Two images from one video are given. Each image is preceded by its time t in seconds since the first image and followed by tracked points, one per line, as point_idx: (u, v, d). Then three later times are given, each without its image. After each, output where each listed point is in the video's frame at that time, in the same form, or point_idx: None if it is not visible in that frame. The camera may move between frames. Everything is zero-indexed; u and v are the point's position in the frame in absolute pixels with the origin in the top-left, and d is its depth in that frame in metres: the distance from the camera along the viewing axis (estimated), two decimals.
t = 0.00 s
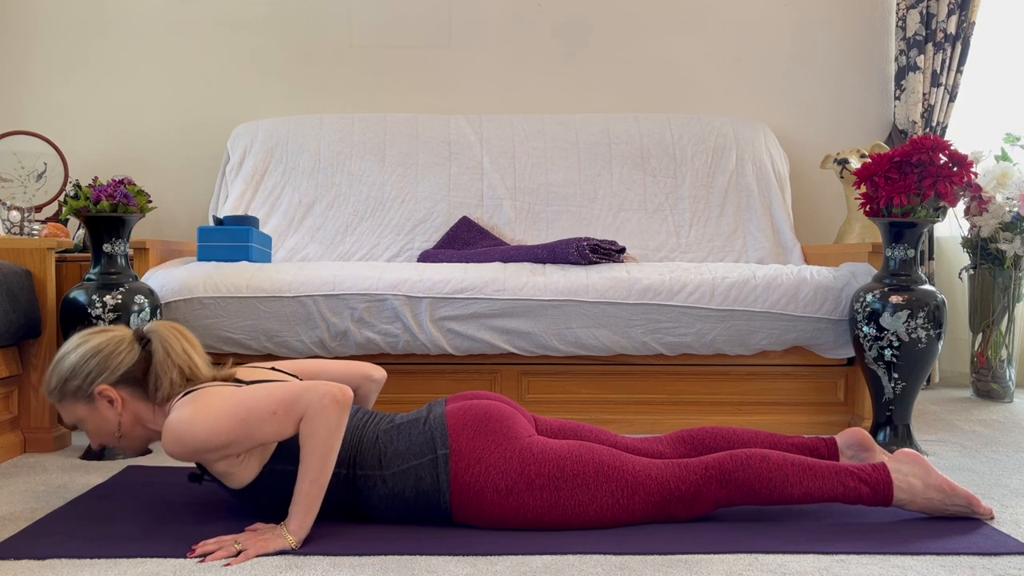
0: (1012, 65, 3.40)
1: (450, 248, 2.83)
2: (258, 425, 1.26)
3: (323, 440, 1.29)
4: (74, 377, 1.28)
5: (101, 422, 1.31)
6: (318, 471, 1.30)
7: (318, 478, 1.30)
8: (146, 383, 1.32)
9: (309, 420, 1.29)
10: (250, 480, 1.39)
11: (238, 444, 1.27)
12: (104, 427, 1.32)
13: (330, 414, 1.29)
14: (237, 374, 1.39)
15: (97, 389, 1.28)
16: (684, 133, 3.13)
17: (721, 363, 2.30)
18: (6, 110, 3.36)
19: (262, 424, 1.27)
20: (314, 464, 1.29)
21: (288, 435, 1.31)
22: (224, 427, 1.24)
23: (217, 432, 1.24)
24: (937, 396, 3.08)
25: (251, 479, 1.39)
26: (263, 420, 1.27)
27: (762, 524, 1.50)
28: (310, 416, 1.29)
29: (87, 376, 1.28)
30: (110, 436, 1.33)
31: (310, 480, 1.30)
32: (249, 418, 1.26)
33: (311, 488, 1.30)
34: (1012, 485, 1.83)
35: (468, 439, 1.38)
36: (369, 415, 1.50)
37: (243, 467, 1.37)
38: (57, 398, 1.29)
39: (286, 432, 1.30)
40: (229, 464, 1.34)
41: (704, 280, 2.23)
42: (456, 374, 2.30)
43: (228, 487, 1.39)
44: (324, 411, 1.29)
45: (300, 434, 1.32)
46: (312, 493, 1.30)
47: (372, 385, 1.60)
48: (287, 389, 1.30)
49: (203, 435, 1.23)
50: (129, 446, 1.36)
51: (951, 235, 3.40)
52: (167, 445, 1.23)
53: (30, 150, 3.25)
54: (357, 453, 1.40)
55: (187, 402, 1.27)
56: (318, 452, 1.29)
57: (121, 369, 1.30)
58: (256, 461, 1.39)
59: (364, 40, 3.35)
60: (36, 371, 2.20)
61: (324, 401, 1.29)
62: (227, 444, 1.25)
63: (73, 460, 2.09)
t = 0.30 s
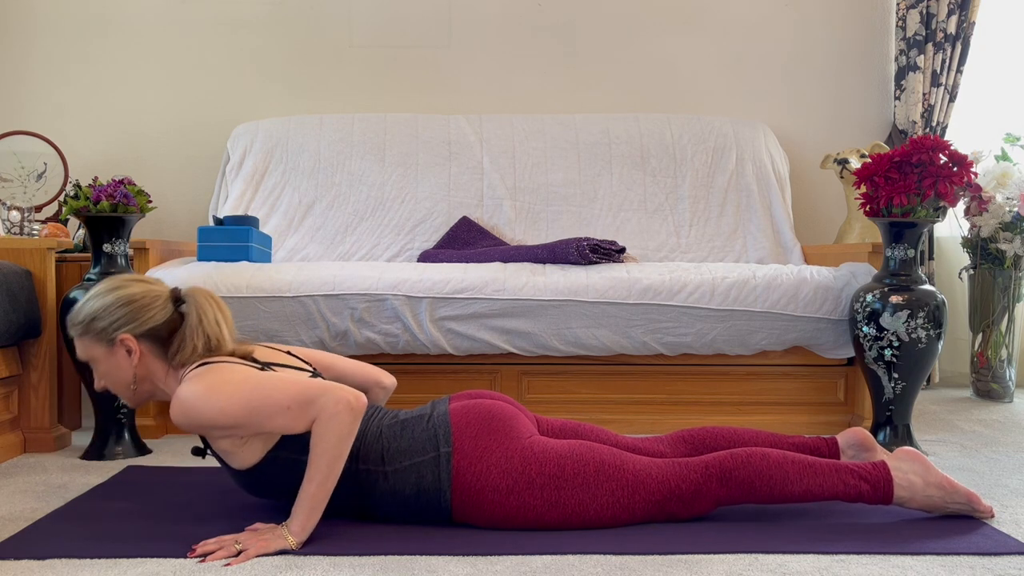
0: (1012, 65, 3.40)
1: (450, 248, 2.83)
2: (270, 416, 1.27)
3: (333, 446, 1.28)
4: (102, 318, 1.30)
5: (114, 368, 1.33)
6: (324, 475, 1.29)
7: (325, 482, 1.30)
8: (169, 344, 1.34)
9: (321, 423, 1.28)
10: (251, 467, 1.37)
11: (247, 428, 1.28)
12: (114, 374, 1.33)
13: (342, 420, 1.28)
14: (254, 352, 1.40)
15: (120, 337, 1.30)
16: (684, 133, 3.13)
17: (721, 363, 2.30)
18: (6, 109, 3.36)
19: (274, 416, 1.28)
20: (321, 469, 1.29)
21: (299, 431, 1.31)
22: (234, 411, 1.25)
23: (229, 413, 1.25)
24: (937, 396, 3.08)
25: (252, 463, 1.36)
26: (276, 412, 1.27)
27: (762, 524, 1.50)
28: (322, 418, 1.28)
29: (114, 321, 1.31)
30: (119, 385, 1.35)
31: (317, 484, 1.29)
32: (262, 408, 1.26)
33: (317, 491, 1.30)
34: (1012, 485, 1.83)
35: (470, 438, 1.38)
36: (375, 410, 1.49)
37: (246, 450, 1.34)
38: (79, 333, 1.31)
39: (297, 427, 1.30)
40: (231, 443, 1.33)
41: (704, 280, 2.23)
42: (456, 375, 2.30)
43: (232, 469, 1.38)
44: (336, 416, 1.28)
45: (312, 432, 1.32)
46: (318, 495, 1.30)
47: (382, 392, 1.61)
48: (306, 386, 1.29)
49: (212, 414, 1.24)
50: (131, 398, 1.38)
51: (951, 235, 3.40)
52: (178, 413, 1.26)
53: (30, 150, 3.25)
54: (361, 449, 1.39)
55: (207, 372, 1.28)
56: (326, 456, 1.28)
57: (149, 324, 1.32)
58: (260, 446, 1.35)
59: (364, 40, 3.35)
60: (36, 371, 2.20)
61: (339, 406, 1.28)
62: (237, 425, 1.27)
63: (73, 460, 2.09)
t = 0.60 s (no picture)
0: (1012, 65, 3.40)
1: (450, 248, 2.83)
2: (280, 408, 1.26)
3: (339, 449, 1.27)
4: (135, 274, 1.32)
5: (135, 325, 1.34)
6: (328, 479, 1.28)
7: (328, 485, 1.28)
8: (195, 313, 1.36)
9: (330, 426, 1.27)
10: (253, 450, 1.35)
11: (255, 413, 1.28)
12: (132, 329, 1.35)
13: (352, 426, 1.27)
14: (272, 334, 1.41)
15: (148, 297, 1.32)
16: (684, 133, 3.13)
17: (721, 363, 2.30)
18: (6, 110, 3.36)
19: (284, 408, 1.27)
20: (325, 472, 1.27)
21: (307, 427, 1.30)
22: (246, 395, 1.25)
23: (241, 395, 1.25)
24: (937, 396, 3.08)
25: (255, 445, 1.35)
26: (287, 405, 1.26)
27: (762, 524, 1.50)
28: (332, 421, 1.27)
29: (146, 279, 1.32)
30: (131, 341, 1.37)
31: (321, 487, 1.28)
32: (273, 398, 1.26)
33: (320, 493, 1.29)
34: (1012, 485, 1.83)
35: (473, 436, 1.38)
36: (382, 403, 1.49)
37: (251, 432, 1.33)
38: (110, 282, 1.33)
39: (306, 423, 1.29)
40: (236, 422, 1.32)
41: (704, 280, 2.23)
42: (456, 375, 2.30)
43: (233, 448, 1.37)
44: (346, 421, 1.27)
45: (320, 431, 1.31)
46: (322, 498, 1.30)
47: (387, 395, 1.62)
48: (323, 386, 1.28)
49: (223, 391, 1.25)
50: (142, 355, 1.40)
51: (951, 235, 3.40)
52: (193, 385, 1.26)
53: (30, 150, 3.25)
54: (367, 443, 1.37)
55: (227, 348, 1.29)
56: (332, 461, 1.27)
57: (180, 290, 1.34)
58: (266, 429, 1.33)
59: (365, 40, 3.35)
60: (36, 371, 2.20)
61: (350, 411, 1.27)
62: (247, 409, 1.26)
63: (73, 460, 2.09)
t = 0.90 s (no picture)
0: (1012, 65, 3.40)
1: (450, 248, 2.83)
2: (289, 402, 1.26)
3: (344, 452, 1.26)
4: (162, 246, 1.34)
5: (153, 296, 1.36)
6: (332, 481, 1.27)
7: (332, 487, 1.28)
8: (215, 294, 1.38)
9: (337, 427, 1.26)
10: (256, 438, 1.36)
11: (264, 403, 1.28)
12: (150, 300, 1.37)
13: (359, 430, 1.26)
14: (287, 321, 1.42)
15: (171, 271, 1.33)
16: (684, 133, 3.13)
17: (721, 363, 2.30)
18: (6, 110, 3.36)
19: (294, 402, 1.26)
20: (330, 474, 1.27)
21: (314, 424, 1.30)
22: (256, 383, 1.25)
23: (251, 383, 1.25)
24: (937, 396, 3.08)
25: (259, 432, 1.35)
26: (296, 400, 1.26)
27: (762, 524, 1.50)
28: (340, 422, 1.26)
29: (172, 253, 1.34)
30: (145, 311, 1.38)
31: (325, 488, 1.28)
32: (283, 391, 1.26)
33: (324, 494, 1.29)
34: (1012, 485, 1.83)
35: (476, 435, 1.38)
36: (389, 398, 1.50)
37: (256, 419, 1.33)
38: (136, 250, 1.35)
39: (313, 420, 1.28)
40: (243, 408, 1.32)
41: (704, 280, 2.23)
42: (457, 375, 2.30)
43: (237, 433, 1.37)
44: (354, 424, 1.26)
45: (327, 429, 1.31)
46: (325, 499, 1.29)
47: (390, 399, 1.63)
48: (335, 386, 1.27)
49: (234, 376, 1.25)
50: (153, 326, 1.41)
51: (951, 235, 3.40)
52: (207, 365, 1.27)
53: (30, 150, 3.25)
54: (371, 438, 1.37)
55: (244, 332, 1.30)
56: (337, 463, 1.26)
57: (204, 269, 1.36)
58: (271, 416, 1.33)
59: (365, 40, 3.35)
60: (36, 371, 2.20)
61: (359, 415, 1.26)
62: (258, 396, 1.27)
63: (73, 460, 2.09)
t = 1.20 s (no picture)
0: (1012, 65, 3.40)
1: (450, 248, 2.83)
2: (294, 399, 1.26)
3: (346, 453, 1.26)
4: (181, 231, 1.35)
5: (166, 279, 1.38)
6: (334, 482, 1.27)
7: (334, 488, 1.28)
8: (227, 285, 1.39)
9: (341, 427, 1.26)
10: (259, 434, 1.36)
11: (268, 397, 1.28)
12: (162, 283, 1.38)
13: (362, 432, 1.26)
14: (294, 317, 1.43)
15: (186, 257, 1.35)
16: (684, 133, 3.13)
17: (722, 363, 2.30)
18: (6, 110, 3.36)
19: (299, 400, 1.26)
20: (331, 475, 1.27)
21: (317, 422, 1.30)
22: (262, 379, 1.25)
23: (257, 377, 1.25)
24: (937, 396, 3.08)
25: (262, 426, 1.35)
26: (302, 397, 1.26)
27: (762, 524, 1.50)
28: (344, 423, 1.26)
29: (190, 240, 1.35)
30: (156, 293, 1.40)
31: (326, 489, 1.28)
32: (289, 389, 1.26)
33: (326, 496, 1.29)
34: (1012, 484, 1.83)
35: (477, 434, 1.38)
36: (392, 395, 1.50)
37: (260, 413, 1.34)
38: (155, 232, 1.36)
39: (316, 418, 1.28)
40: (247, 400, 1.32)
41: (704, 280, 2.23)
42: (456, 375, 2.30)
43: (240, 426, 1.38)
44: (358, 426, 1.26)
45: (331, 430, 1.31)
46: (327, 500, 1.29)
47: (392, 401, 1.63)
48: (341, 386, 1.27)
49: (241, 370, 1.25)
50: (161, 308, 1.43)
51: (951, 235, 3.40)
52: (214, 356, 1.27)
53: (30, 150, 3.25)
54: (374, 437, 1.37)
55: (252, 326, 1.30)
56: (339, 464, 1.26)
57: (219, 259, 1.37)
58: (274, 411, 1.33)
59: (365, 40, 3.35)
60: (36, 371, 2.20)
61: (363, 417, 1.26)
62: (263, 392, 1.27)
63: (73, 460, 2.09)
